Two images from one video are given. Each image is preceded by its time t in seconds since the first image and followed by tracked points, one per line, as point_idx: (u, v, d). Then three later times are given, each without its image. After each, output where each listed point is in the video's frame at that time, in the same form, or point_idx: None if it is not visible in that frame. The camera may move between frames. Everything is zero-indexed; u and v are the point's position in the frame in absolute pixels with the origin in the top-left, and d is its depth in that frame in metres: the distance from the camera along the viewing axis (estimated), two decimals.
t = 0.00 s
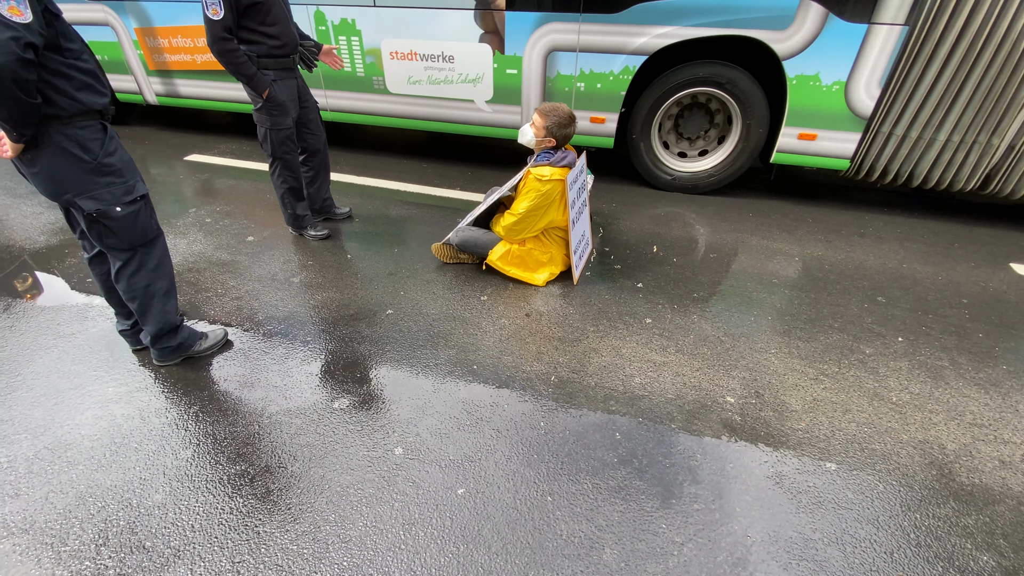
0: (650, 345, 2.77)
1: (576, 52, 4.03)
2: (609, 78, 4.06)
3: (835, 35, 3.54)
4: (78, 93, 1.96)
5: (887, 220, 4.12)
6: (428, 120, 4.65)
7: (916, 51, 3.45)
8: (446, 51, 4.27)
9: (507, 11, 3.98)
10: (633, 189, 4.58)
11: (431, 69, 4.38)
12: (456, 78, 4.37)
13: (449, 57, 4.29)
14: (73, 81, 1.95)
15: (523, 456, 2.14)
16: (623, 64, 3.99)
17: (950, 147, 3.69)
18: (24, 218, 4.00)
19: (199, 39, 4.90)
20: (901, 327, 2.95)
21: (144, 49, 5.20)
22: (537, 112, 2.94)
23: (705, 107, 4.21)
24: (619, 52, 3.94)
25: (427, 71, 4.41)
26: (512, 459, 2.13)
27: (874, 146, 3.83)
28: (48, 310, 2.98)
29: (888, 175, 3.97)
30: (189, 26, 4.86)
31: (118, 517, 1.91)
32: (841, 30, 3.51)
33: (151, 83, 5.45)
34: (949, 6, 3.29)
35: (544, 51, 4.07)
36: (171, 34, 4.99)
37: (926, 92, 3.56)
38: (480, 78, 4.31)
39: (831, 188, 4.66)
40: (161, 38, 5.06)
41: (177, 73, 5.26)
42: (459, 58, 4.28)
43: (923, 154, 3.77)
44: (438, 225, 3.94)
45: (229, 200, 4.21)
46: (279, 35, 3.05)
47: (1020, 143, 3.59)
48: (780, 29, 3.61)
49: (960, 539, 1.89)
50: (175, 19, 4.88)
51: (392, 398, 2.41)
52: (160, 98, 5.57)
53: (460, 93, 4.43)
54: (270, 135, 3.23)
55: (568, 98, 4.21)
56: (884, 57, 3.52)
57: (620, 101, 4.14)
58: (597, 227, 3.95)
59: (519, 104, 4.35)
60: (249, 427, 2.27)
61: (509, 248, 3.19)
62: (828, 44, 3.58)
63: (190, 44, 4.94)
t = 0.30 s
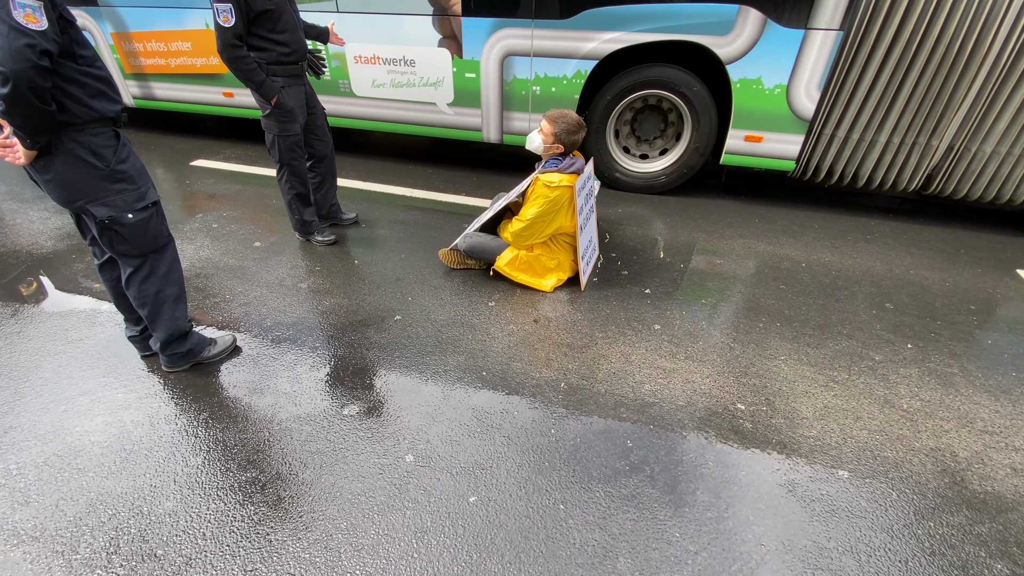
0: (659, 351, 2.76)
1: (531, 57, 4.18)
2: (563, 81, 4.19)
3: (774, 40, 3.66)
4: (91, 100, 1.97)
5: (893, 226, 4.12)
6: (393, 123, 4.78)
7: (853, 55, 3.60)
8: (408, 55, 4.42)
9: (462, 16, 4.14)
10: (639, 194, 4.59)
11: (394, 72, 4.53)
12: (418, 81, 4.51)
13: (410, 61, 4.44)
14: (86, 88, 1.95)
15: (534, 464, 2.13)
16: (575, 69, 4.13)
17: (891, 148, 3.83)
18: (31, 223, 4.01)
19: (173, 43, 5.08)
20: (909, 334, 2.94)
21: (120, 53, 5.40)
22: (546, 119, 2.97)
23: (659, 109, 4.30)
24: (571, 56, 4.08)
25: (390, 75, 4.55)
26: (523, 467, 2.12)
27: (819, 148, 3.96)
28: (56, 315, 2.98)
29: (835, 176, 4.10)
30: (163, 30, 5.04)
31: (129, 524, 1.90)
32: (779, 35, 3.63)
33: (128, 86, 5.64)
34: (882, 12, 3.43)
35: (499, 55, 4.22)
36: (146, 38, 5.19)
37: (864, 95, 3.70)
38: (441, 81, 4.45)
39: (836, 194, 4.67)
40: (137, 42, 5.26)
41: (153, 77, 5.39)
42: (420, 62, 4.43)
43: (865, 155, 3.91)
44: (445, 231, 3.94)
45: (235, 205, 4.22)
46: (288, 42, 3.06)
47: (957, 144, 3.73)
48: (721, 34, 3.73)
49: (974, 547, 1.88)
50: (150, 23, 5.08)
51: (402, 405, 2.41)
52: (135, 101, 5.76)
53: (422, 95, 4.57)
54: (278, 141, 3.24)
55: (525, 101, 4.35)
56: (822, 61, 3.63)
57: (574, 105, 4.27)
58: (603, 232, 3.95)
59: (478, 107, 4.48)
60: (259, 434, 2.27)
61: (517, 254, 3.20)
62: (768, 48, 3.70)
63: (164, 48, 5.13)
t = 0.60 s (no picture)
0: (665, 357, 2.75)
1: (488, 59, 4.27)
2: (520, 83, 4.29)
3: (717, 43, 3.75)
4: (101, 104, 1.98)
5: (900, 233, 4.11)
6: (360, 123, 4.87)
7: (792, 58, 3.67)
8: (371, 58, 4.54)
9: (421, 20, 4.25)
10: (643, 200, 4.58)
11: (359, 74, 4.63)
12: (383, 83, 4.61)
13: (375, 64, 4.55)
14: (95, 92, 1.96)
15: (539, 470, 2.12)
16: (531, 71, 4.22)
17: (834, 150, 3.90)
18: (38, 225, 4.02)
19: (148, 45, 5.21)
20: (917, 342, 2.93)
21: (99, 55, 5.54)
22: (551, 125, 2.97)
23: (610, 112, 4.41)
24: (526, 59, 4.18)
25: (356, 77, 4.66)
26: (529, 473, 2.11)
27: (766, 149, 4.04)
28: (62, 317, 2.98)
29: (784, 177, 4.18)
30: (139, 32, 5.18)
31: (133, 528, 1.90)
32: (722, 39, 3.73)
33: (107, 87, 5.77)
34: (818, 16, 3.50)
35: (458, 58, 4.31)
36: (124, 40, 5.32)
37: (805, 97, 3.77)
38: (404, 83, 4.55)
39: (841, 200, 4.66)
40: (115, 44, 5.40)
41: (130, 78, 5.52)
42: (384, 64, 4.53)
43: (810, 157, 3.98)
44: (450, 235, 3.94)
45: (240, 209, 4.23)
46: (296, 46, 3.08)
47: (898, 145, 3.79)
48: (667, 38, 3.82)
49: (983, 558, 1.87)
50: (127, 26, 5.22)
51: (406, 410, 2.40)
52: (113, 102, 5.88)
53: (387, 97, 4.67)
54: (285, 145, 3.25)
55: (484, 103, 4.45)
56: (763, 64, 3.72)
57: (531, 107, 4.36)
58: (608, 238, 3.94)
59: (441, 107, 4.56)
60: (264, 438, 2.26)
61: (522, 259, 3.19)
62: (711, 52, 3.79)
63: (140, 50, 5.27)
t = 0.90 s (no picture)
0: (668, 363, 2.74)
1: (449, 60, 4.33)
2: (480, 83, 4.34)
3: (665, 46, 3.80)
4: (108, 107, 1.99)
5: (904, 240, 4.09)
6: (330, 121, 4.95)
7: (737, 59, 3.70)
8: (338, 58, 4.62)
9: (385, 21, 4.33)
10: (646, 204, 4.58)
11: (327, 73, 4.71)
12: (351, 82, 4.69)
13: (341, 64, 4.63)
14: (102, 94, 1.97)
15: (540, 476, 2.12)
16: (490, 72, 4.28)
17: (782, 150, 3.94)
18: (44, 224, 4.04)
19: (128, 45, 5.31)
20: (922, 350, 2.91)
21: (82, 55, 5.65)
22: (549, 130, 2.99)
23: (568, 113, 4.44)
24: (484, 60, 4.24)
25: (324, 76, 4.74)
26: (530, 479, 2.10)
27: (714, 149, 4.07)
28: (67, 317, 3.00)
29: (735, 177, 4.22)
30: (119, 32, 5.28)
31: (134, 529, 1.90)
32: (670, 41, 3.77)
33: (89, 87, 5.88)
34: (761, 17, 3.53)
35: (421, 58, 4.38)
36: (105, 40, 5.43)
37: (750, 97, 3.80)
38: (371, 82, 4.63)
39: (845, 206, 4.64)
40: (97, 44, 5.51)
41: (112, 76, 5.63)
42: (352, 64, 4.61)
43: (758, 157, 4.02)
44: (453, 238, 3.94)
45: (244, 210, 4.25)
46: (301, 49, 3.10)
47: (842, 146, 3.81)
48: (617, 40, 3.87)
49: (987, 570, 1.85)
50: (107, 25, 5.32)
51: (408, 413, 2.40)
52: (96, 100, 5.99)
53: (355, 96, 4.75)
54: (289, 147, 3.26)
55: (447, 102, 4.50)
56: (708, 67, 3.77)
57: (491, 107, 4.42)
58: (611, 242, 3.94)
59: (406, 106, 4.63)
60: (265, 440, 2.26)
61: (525, 263, 3.20)
62: (660, 55, 3.84)
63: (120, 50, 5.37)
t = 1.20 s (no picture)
0: (670, 365, 2.74)
1: (414, 57, 4.39)
2: (444, 81, 4.41)
3: (619, 45, 3.87)
4: (114, 105, 2.00)
5: (908, 243, 4.07)
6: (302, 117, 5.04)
7: (687, 58, 3.80)
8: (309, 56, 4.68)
9: (352, 19, 4.39)
10: (649, 205, 4.57)
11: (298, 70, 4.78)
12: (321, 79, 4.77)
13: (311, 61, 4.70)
14: (109, 93, 1.99)
15: (542, 476, 2.11)
16: (453, 69, 4.35)
17: (736, 147, 4.02)
18: (49, 222, 4.06)
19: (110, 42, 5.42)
20: (926, 353, 2.90)
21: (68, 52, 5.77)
22: (548, 134, 3.01)
23: (532, 109, 4.54)
24: (447, 58, 4.31)
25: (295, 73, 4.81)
26: (531, 479, 2.10)
27: (670, 145, 4.15)
28: (71, 314, 3.01)
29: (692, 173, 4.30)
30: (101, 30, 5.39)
31: (136, 525, 1.91)
32: (622, 40, 3.85)
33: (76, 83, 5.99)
34: (708, 17, 3.62)
35: (387, 55, 4.43)
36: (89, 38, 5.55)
37: (702, 95, 3.88)
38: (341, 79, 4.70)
39: (849, 209, 4.62)
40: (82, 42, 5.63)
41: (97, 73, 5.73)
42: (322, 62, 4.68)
43: (712, 153, 4.09)
44: (455, 238, 3.95)
45: (247, 209, 4.26)
46: (306, 49, 3.11)
47: (792, 143, 3.88)
48: (572, 39, 3.94)
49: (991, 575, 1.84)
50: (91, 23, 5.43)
51: (409, 412, 2.40)
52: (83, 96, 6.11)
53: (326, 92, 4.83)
54: (292, 147, 3.26)
55: (413, 99, 4.56)
56: (660, 65, 3.86)
57: (457, 103, 4.49)
58: (613, 243, 3.94)
59: (375, 103, 4.70)
60: (267, 438, 2.27)
61: (527, 263, 3.19)
62: (613, 53, 3.91)
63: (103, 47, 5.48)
